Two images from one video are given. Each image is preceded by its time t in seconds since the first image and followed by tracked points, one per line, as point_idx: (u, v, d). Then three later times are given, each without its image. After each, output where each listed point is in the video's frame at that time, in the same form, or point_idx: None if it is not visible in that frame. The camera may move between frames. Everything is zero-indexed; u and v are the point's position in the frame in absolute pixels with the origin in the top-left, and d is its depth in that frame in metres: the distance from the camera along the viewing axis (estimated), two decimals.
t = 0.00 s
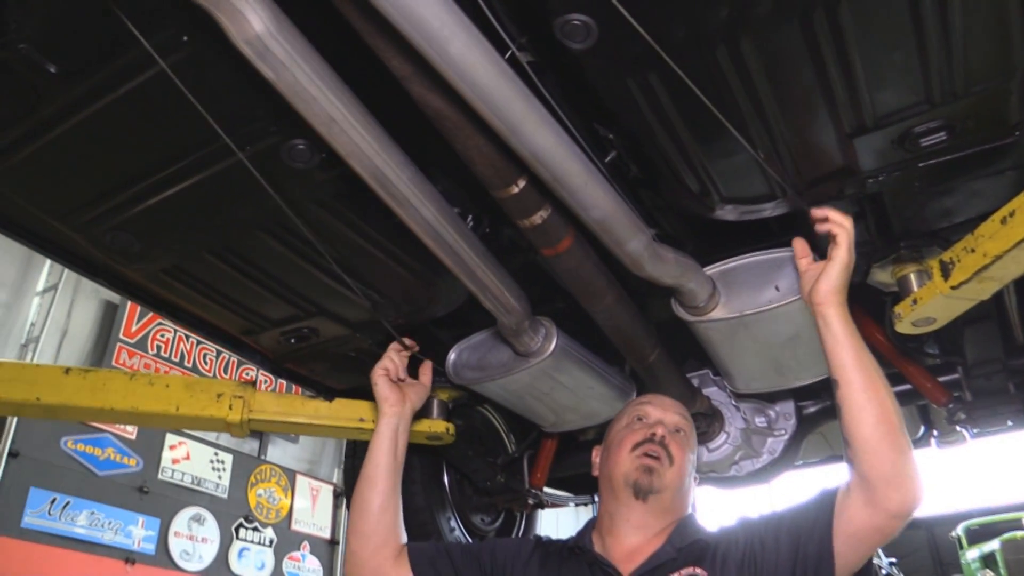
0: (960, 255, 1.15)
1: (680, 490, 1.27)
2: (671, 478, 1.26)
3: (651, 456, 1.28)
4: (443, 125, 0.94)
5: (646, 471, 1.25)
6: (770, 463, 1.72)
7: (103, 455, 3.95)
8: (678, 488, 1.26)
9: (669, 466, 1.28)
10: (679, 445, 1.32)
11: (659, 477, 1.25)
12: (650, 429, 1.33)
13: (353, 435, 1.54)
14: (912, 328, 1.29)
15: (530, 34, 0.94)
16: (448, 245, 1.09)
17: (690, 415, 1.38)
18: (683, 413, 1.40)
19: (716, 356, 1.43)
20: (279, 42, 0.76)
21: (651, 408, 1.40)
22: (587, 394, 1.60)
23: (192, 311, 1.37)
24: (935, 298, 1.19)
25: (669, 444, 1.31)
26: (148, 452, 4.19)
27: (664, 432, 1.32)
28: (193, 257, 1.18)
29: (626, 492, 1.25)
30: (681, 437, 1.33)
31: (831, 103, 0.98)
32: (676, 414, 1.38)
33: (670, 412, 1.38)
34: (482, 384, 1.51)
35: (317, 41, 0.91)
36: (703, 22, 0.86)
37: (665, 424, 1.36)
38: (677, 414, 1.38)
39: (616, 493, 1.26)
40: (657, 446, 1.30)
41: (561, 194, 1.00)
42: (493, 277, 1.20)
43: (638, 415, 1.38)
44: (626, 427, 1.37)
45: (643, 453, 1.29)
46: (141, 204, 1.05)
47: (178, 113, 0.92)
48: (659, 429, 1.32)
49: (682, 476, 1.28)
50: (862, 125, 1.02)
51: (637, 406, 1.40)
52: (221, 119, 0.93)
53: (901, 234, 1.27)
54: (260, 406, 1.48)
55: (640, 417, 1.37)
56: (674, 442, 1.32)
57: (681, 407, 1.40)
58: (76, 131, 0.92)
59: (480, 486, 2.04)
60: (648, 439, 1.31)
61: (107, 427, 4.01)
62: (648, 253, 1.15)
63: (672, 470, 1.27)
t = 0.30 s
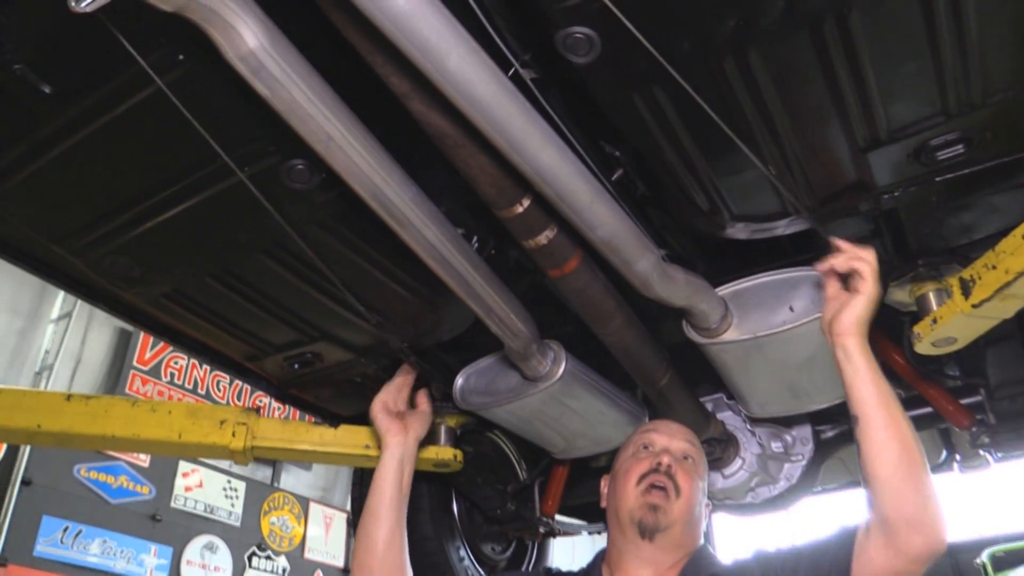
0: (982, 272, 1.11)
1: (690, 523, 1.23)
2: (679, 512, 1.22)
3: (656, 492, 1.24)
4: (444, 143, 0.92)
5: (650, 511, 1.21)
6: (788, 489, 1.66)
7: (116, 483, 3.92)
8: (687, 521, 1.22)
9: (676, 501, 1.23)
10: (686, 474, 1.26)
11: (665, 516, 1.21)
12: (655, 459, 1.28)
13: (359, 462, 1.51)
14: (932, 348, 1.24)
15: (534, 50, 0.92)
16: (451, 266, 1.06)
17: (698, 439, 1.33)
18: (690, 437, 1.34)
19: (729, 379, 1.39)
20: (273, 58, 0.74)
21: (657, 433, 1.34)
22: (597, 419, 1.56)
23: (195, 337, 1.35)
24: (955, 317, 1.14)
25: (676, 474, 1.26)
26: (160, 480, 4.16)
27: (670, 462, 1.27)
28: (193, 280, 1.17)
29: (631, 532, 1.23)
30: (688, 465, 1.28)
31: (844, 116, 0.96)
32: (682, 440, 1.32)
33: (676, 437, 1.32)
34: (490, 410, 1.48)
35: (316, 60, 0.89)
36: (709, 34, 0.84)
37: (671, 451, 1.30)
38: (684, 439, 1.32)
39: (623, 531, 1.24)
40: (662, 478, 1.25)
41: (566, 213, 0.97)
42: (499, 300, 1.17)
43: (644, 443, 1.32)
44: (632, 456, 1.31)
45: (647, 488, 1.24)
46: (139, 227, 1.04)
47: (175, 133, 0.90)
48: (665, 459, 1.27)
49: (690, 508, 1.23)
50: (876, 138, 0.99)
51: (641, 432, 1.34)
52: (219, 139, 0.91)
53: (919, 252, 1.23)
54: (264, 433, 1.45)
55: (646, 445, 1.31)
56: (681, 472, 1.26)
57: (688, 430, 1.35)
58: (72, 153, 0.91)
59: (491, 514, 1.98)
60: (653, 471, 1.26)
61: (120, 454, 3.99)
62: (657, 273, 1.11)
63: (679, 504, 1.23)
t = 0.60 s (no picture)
0: (1002, 300, 1.07)
1: (705, 564, 1.18)
2: (693, 552, 1.18)
3: (668, 531, 1.19)
4: (444, 171, 0.91)
5: (661, 550, 1.17)
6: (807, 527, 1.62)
7: (132, 520, 3.89)
8: (702, 562, 1.17)
9: (688, 540, 1.18)
10: (699, 514, 1.23)
11: (678, 556, 1.16)
12: (667, 500, 1.23)
13: (365, 499, 1.49)
14: (953, 380, 1.20)
15: (536, 76, 0.89)
16: (454, 296, 1.04)
17: (712, 477, 1.29)
18: (704, 474, 1.30)
19: (743, 413, 1.34)
20: (267, 85, 0.73)
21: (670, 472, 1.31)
22: (609, 455, 1.51)
23: (198, 370, 1.33)
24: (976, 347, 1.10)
25: (687, 516, 1.22)
26: (176, 516, 4.13)
27: (681, 504, 1.23)
28: (195, 312, 1.15)
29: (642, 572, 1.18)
30: (701, 506, 1.24)
31: (854, 139, 0.93)
32: (696, 478, 1.28)
33: (689, 476, 1.29)
34: (498, 445, 1.44)
35: (315, 89, 0.89)
36: (712, 56, 0.83)
37: (684, 491, 1.26)
38: (697, 478, 1.28)
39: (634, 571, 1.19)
40: (674, 518, 1.21)
41: (570, 241, 0.95)
42: (504, 331, 1.14)
43: (656, 482, 1.28)
44: (644, 495, 1.27)
45: (659, 528, 1.20)
46: (140, 257, 1.03)
47: (175, 163, 0.90)
48: (675, 501, 1.23)
49: (705, 550, 1.19)
50: (888, 162, 0.96)
51: (654, 471, 1.31)
52: (218, 168, 0.91)
53: (936, 280, 1.19)
54: (268, 469, 1.43)
55: (658, 485, 1.27)
56: (693, 512, 1.23)
57: (702, 468, 1.31)
58: (71, 183, 0.91)
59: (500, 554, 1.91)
60: (664, 511, 1.22)
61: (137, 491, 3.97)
62: (666, 303, 1.08)
63: (693, 545, 1.18)
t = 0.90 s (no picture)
0: None
1: None
2: None
3: (678, 564, 1.15)
4: (448, 197, 0.90)
5: None
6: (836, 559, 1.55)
7: (159, 556, 3.88)
8: None
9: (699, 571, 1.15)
10: (710, 542, 1.19)
11: None
12: (677, 530, 1.19)
13: (382, 533, 1.46)
14: (982, 404, 1.15)
15: (541, 101, 0.88)
16: (462, 325, 1.02)
17: (724, 500, 1.24)
18: (717, 498, 1.25)
19: (765, 440, 1.30)
20: (266, 113, 0.73)
21: (681, 498, 1.26)
22: (628, 485, 1.47)
23: (211, 403, 1.33)
24: (1004, 368, 1.05)
25: (697, 545, 1.17)
26: (201, 551, 4.12)
27: (691, 533, 1.18)
28: (205, 344, 1.15)
29: None
30: (712, 533, 1.20)
31: (867, 156, 0.91)
32: (708, 503, 1.24)
33: (701, 501, 1.24)
34: (514, 476, 1.41)
35: (318, 118, 0.89)
36: (716, 75, 0.81)
37: (695, 518, 1.22)
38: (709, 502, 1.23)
39: None
40: (684, 549, 1.17)
41: (579, 266, 0.93)
42: (515, 359, 1.12)
43: (667, 512, 1.24)
44: (656, 527, 1.24)
45: (670, 561, 1.16)
46: (149, 289, 1.03)
47: (180, 194, 0.90)
48: (684, 531, 1.19)
49: None
50: (903, 179, 0.94)
51: (665, 500, 1.26)
52: (223, 199, 0.91)
53: (961, 301, 1.15)
54: (282, 503, 1.41)
55: (668, 514, 1.23)
56: (704, 540, 1.19)
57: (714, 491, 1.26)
58: (79, 216, 0.91)
59: None
60: (673, 543, 1.18)
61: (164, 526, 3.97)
62: (679, 328, 1.06)
63: None
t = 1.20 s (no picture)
0: None
1: None
2: None
3: None
4: (443, 218, 0.90)
5: None
6: None
7: None
8: None
9: None
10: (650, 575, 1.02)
11: None
12: None
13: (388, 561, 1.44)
14: (995, 420, 1.12)
15: (536, 121, 0.88)
16: (461, 347, 1.01)
17: (657, 523, 1.08)
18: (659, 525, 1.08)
19: (776, 462, 1.27)
20: (256, 138, 0.73)
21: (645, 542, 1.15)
22: (638, 509, 1.44)
23: (214, 432, 1.32)
24: (1017, 381, 1.03)
25: None
26: None
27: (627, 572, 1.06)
28: (206, 372, 1.15)
29: None
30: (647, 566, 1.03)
31: (866, 168, 0.90)
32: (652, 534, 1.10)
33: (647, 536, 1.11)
34: (521, 503, 1.38)
35: (313, 143, 0.90)
36: (709, 90, 0.81)
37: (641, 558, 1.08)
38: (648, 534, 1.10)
39: None
40: None
41: (577, 286, 0.92)
42: (518, 382, 1.11)
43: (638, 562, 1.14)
44: None
45: None
46: (148, 317, 1.03)
47: (176, 221, 0.90)
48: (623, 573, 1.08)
49: None
50: (905, 190, 0.92)
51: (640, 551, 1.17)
52: (219, 225, 0.91)
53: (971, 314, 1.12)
54: (287, 532, 1.40)
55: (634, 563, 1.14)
56: None
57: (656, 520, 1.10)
58: (77, 244, 0.92)
59: None
60: None
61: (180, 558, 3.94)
62: (682, 347, 1.04)
63: None
